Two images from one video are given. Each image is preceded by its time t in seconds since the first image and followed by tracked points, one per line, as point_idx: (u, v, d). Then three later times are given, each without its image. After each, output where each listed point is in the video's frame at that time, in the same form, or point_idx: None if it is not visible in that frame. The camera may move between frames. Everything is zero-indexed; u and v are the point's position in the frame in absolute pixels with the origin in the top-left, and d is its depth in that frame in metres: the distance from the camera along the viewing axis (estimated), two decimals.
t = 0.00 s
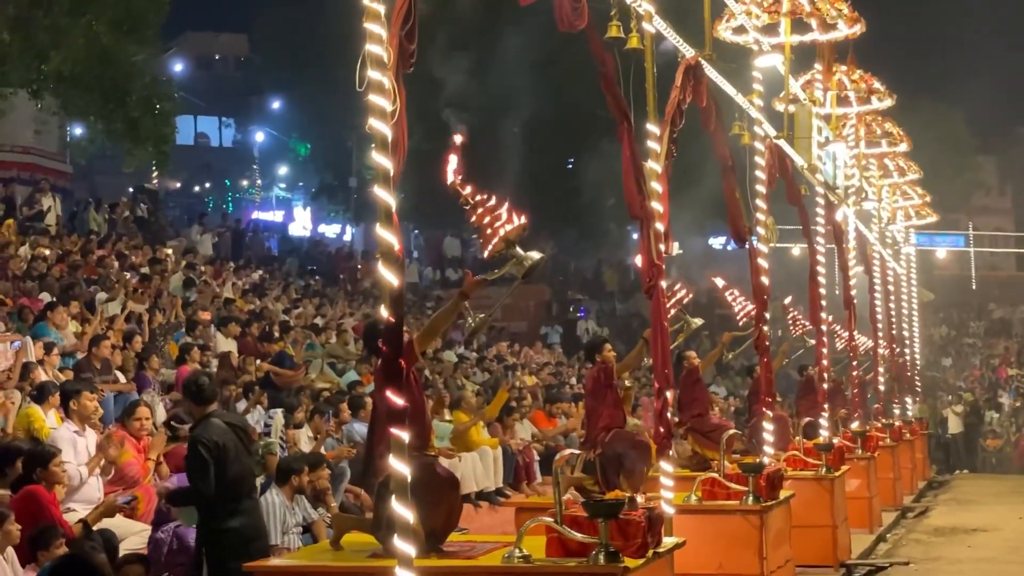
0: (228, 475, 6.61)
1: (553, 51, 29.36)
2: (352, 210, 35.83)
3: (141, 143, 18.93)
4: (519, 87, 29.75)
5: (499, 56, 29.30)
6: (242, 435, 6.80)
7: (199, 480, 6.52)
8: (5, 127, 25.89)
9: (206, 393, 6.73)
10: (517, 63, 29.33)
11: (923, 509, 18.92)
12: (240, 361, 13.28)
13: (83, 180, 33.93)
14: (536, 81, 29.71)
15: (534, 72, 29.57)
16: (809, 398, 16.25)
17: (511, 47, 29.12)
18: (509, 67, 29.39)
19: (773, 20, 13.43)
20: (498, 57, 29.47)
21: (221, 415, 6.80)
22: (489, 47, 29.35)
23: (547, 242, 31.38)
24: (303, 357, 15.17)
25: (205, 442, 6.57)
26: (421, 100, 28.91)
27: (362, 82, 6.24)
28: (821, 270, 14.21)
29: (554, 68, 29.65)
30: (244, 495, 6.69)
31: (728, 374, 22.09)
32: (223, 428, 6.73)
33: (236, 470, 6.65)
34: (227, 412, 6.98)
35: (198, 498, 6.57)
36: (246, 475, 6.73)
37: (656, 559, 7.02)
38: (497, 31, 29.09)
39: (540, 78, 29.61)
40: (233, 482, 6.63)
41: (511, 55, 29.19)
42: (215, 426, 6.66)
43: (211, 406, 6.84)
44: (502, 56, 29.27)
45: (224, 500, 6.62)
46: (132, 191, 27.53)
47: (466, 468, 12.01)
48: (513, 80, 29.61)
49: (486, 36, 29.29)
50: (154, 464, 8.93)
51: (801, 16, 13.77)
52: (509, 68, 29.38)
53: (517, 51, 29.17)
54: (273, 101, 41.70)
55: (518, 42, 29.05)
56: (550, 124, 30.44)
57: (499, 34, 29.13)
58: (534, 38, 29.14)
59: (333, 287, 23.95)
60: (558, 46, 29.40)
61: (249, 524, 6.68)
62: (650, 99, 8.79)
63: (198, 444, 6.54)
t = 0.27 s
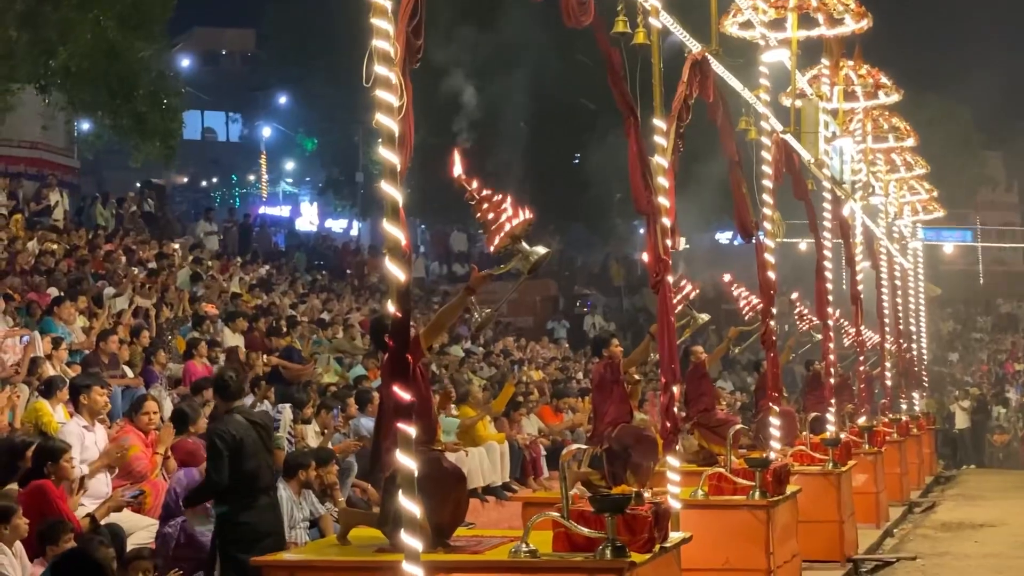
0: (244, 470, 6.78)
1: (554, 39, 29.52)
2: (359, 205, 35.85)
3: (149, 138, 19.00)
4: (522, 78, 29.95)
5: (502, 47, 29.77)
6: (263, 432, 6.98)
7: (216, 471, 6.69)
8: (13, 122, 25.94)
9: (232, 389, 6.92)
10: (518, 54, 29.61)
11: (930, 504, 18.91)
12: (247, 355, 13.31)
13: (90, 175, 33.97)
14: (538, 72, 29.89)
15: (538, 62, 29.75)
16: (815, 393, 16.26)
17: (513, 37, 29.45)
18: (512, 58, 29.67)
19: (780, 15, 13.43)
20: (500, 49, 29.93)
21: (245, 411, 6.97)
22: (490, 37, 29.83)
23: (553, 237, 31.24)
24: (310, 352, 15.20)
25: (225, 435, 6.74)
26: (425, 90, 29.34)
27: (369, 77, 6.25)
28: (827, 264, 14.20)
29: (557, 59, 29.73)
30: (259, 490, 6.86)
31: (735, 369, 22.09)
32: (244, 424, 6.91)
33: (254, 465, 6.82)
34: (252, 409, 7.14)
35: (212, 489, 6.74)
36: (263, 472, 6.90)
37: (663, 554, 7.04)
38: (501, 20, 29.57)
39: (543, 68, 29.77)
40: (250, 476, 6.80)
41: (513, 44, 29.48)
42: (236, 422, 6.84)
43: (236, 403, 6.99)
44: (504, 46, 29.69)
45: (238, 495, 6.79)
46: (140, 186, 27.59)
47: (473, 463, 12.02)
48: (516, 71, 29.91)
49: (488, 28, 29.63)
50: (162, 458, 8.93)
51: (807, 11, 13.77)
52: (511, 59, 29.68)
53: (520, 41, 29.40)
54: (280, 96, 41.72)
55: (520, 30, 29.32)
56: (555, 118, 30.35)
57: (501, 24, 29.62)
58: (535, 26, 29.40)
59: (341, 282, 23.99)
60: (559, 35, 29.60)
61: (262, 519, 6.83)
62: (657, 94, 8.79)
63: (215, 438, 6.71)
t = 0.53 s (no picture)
0: (262, 464, 6.77)
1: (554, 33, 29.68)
2: (365, 200, 35.84)
3: (155, 133, 19.02)
4: (526, 73, 29.96)
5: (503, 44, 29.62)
6: (288, 428, 6.92)
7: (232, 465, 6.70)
8: (19, 118, 25.97)
9: (259, 383, 6.88)
10: (520, 50, 29.61)
11: (937, 498, 18.91)
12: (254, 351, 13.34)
13: (97, 170, 34.02)
14: (541, 67, 29.88)
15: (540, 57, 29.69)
16: (822, 388, 16.25)
17: (514, 32, 29.60)
18: (515, 53, 29.69)
19: (787, 10, 13.38)
20: (504, 44, 29.61)
21: (269, 406, 6.94)
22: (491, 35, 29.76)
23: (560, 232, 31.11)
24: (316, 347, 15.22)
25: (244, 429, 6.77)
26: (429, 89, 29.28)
27: (374, 73, 6.26)
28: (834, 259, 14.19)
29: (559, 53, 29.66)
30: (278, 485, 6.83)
31: (741, 364, 22.07)
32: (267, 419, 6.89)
33: (273, 461, 6.80)
34: (280, 403, 7.07)
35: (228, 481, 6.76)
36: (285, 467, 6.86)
37: (668, 549, 7.04)
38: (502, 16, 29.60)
39: (545, 63, 29.71)
40: (269, 471, 6.79)
41: (516, 40, 29.59)
42: (257, 417, 6.82)
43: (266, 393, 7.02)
44: (507, 43, 29.55)
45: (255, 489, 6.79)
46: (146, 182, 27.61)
47: (479, 458, 12.03)
48: (520, 67, 29.83)
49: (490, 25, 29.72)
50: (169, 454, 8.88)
51: (815, 6, 13.72)
52: (514, 54, 29.65)
53: (522, 35, 29.64)
54: (286, 91, 41.72)
55: (520, 26, 29.61)
56: (560, 112, 30.37)
57: (503, 21, 29.60)
58: (535, 20, 29.52)
59: (347, 277, 24.02)
60: (559, 29, 29.63)
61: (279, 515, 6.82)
62: (663, 90, 8.78)
63: (235, 429, 6.76)
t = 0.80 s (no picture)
0: (274, 451, 7.17)
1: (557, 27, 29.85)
2: (372, 195, 35.82)
3: (161, 129, 19.02)
4: (531, 68, 29.97)
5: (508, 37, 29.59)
6: (301, 418, 7.31)
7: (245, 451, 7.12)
8: (26, 113, 26.03)
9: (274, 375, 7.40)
10: (522, 43, 29.94)
11: (944, 493, 18.86)
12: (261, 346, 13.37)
13: (104, 165, 34.07)
14: (545, 61, 29.91)
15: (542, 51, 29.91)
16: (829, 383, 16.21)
17: (518, 26, 29.71)
18: (517, 48, 29.95)
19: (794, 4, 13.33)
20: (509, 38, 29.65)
21: (283, 398, 7.38)
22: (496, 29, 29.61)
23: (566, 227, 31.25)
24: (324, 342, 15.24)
25: (258, 417, 7.19)
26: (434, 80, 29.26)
27: (381, 68, 6.26)
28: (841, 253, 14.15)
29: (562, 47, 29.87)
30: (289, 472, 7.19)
31: (747, 359, 22.04)
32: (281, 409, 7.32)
33: (285, 448, 7.18)
34: (295, 395, 7.56)
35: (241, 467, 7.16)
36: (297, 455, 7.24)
37: (675, 543, 7.04)
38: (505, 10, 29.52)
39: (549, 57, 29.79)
40: (281, 458, 7.18)
41: (519, 34, 29.79)
42: (270, 406, 7.25)
43: (281, 384, 7.76)
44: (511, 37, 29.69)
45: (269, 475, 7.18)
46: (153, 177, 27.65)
47: (486, 453, 12.04)
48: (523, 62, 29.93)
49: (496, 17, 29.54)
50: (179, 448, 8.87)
51: None
52: (517, 49, 29.97)
53: (525, 30, 29.84)
54: (292, 86, 41.70)
55: (524, 20, 29.66)
56: (565, 107, 30.43)
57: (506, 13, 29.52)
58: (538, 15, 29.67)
59: (354, 272, 24.03)
60: (561, 24, 29.85)
61: (290, 500, 7.15)
62: (669, 84, 8.76)
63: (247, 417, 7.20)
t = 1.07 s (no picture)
0: (285, 450, 7.23)
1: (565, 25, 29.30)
2: (378, 193, 35.83)
3: (168, 127, 19.01)
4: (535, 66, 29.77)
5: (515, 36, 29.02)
6: (313, 415, 7.32)
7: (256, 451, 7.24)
8: (33, 112, 26.07)
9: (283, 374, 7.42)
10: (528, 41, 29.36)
11: (951, 490, 18.82)
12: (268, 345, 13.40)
13: (111, 164, 34.11)
14: (551, 59, 29.73)
15: (548, 48, 29.51)
16: (835, 380, 16.21)
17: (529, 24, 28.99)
18: (524, 46, 29.41)
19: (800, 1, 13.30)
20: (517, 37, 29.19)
21: (295, 396, 7.40)
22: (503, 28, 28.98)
23: (574, 226, 31.48)
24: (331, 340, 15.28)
25: (267, 417, 7.27)
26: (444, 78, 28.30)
27: (387, 66, 6.27)
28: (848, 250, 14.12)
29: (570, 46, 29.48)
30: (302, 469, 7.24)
31: (754, 356, 22.03)
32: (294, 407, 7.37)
33: (296, 446, 7.23)
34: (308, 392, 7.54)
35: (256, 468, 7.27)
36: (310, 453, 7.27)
37: (682, 540, 7.05)
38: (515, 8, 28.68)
39: (556, 56, 29.62)
40: (292, 457, 7.24)
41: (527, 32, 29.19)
42: (280, 406, 7.30)
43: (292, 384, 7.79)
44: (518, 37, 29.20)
45: (282, 474, 7.25)
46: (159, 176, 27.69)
47: (493, 451, 12.05)
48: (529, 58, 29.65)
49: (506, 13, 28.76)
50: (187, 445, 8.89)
51: None
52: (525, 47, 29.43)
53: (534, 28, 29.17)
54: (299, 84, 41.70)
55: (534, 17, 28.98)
56: (571, 104, 30.38)
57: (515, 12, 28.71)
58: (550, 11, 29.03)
59: (360, 270, 24.07)
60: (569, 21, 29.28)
61: (303, 498, 7.18)
62: (675, 81, 8.75)
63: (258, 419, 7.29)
